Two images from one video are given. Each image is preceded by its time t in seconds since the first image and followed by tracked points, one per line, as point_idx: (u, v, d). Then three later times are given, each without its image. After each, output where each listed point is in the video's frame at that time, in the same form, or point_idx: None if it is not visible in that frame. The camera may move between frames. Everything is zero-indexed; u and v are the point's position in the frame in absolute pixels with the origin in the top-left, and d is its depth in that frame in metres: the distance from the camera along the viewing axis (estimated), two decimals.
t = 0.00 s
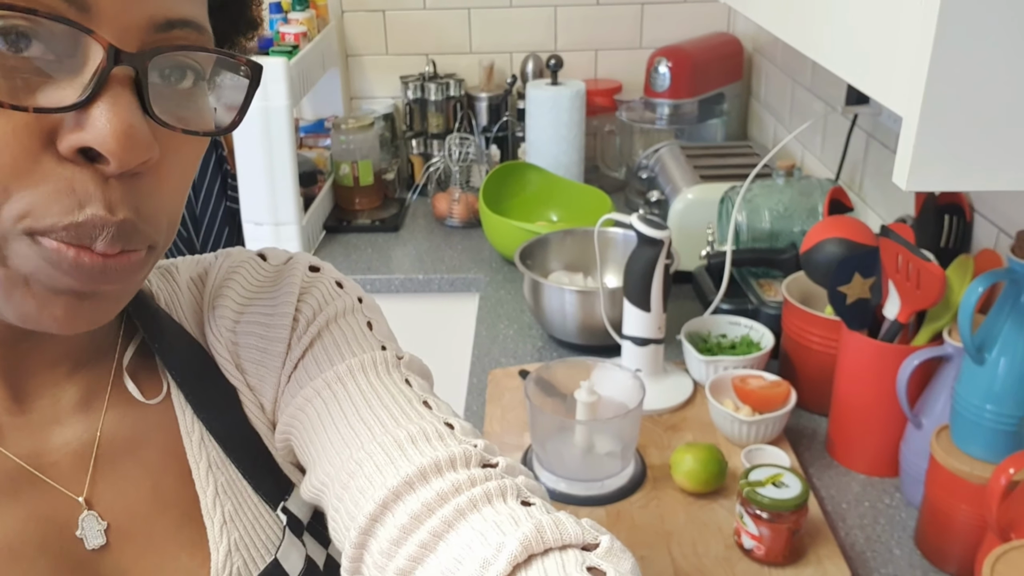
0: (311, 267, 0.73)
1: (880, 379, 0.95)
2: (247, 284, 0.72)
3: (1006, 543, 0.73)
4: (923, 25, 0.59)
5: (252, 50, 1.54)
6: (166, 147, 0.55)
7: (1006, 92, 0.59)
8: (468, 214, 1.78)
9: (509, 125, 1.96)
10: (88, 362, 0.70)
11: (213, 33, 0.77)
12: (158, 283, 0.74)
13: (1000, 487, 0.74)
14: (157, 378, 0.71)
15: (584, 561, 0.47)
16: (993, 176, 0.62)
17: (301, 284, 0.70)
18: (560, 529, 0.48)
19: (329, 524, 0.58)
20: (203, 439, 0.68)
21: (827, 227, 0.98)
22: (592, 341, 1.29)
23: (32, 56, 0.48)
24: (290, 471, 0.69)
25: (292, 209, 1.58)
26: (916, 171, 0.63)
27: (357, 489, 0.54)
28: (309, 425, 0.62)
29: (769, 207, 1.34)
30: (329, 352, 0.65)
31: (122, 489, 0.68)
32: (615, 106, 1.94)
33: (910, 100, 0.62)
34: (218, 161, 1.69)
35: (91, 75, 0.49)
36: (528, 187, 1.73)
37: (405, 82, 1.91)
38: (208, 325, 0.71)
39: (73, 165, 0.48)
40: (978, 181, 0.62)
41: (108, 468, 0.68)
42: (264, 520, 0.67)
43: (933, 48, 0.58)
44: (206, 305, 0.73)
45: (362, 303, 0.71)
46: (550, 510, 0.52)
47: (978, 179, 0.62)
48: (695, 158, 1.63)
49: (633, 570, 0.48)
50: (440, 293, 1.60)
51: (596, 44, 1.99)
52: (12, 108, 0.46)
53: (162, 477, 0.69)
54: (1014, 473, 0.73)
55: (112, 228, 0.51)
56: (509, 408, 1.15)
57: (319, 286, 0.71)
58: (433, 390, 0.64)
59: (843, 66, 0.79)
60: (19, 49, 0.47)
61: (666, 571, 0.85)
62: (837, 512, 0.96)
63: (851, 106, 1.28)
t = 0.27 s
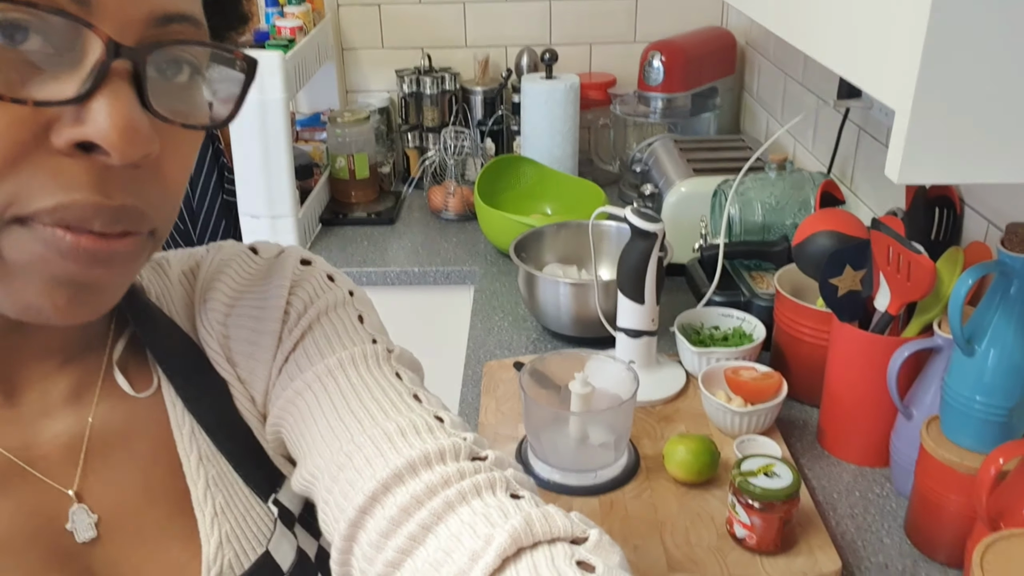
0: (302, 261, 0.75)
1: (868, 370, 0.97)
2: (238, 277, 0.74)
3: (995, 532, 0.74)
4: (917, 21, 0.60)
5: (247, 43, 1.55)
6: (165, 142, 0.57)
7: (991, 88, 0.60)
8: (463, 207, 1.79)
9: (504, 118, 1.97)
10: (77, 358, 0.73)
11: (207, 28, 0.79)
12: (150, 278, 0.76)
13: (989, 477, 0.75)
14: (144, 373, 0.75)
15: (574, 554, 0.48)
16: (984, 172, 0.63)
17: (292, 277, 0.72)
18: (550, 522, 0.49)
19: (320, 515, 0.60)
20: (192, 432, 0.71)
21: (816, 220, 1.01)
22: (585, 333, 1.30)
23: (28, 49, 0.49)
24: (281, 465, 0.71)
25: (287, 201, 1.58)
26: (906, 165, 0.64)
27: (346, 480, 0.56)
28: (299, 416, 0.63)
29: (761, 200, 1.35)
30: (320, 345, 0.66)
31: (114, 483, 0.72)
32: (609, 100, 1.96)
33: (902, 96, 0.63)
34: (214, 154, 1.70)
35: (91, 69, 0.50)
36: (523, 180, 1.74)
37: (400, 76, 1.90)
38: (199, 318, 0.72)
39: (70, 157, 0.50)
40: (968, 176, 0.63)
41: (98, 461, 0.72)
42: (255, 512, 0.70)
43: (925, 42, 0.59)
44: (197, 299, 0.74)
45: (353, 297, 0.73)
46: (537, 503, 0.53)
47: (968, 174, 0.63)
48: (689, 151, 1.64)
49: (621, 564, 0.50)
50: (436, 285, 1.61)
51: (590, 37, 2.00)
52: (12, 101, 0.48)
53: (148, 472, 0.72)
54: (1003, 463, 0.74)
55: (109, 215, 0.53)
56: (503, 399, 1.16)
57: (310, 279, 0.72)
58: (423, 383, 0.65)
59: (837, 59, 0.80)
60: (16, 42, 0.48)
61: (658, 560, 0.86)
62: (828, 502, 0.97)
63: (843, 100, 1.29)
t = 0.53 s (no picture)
0: (294, 256, 0.71)
1: (864, 361, 0.97)
2: (230, 272, 0.70)
3: (988, 521, 0.75)
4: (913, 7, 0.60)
5: (242, 35, 1.54)
6: (155, 137, 0.52)
7: (985, 79, 0.61)
8: (458, 199, 1.79)
9: (498, 110, 1.96)
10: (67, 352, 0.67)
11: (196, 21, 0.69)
12: (140, 273, 0.70)
13: (982, 467, 0.76)
14: (138, 369, 0.70)
15: (568, 549, 0.49)
16: (983, 156, 0.63)
17: (284, 273, 0.69)
18: (545, 517, 0.50)
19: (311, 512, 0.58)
20: (186, 429, 0.67)
21: (812, 213, 1.02)
22: (581, 325, 1.30)
23: (16, 43, 0.45)
24: (272, 462, 0.69)
25: (283, 193, 1.58)
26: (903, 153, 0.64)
27: (339, 477, 0.55)
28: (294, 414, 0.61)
29: (756, 191, 1.35)
30: (313, 341, 0.64)
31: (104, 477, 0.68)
32: (604, 92, 1.97)
33: (898, 83, 0.63)
34: (208, 147, 1.70)
35: (80, 62, 0.46)
36: (518, 173, 1.74)
37: (395, 67, 1.91)
38: (191, 314, 0.69)
39: (59, 153, 0.46)
40: (966, 161, 0.63)
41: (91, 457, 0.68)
42: (247, 509, 0.68)
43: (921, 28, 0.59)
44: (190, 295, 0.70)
45: (346, 293, 0.70)
46: (532, 498, 0.53)
47: (965, 159, 0.63)
48: (684, 143, 1.64)
49: (615, 558, 0.51)
50: (431, 278, 1.61)
51: (585, 29, 2.00)
52: None
53: (141, 468, 0.68)
54: (995, 453, 0.75)
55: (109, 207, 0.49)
56: (499, 391, 1.16)
57: (303, 275, 0.69)
58: (416, 380, 0.64)
59: (833, 51, 0.80)
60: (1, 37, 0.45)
61: (655, 550, 0.87)
62: (822, 491, 0.98)
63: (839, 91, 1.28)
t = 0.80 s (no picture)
0: (285, 249, 0.72)
1: (857, 351, 0.97)
2: (220, 266, 0.69)
3: (980, 510, 0.75)
4: None
5: (233, 24, 1.53)
6: (139, 125, 0.51)
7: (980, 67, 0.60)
8: (452, 189, 1.79)
9: (492, 99, 1.95)
10: (54, 346, 0.66)
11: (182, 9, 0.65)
12: (127, 265, 0.70)
13: (975, 456, 0.76)
14: (126, 363, 0.69)
15: (562, 546, 0.49)
16: (976, 147, 0.63)
17: (274, 266, 0.69)
18: (539, 514, 0.50)
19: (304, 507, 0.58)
20: (173, 424, 0.67)
21: (808, 201, 1.01)
22: (575, 315, 1.30)
23: None
24: (263, 456, 0.68)
25: (275, 183, 1.57)
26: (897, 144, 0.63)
27: (332, 472, 0.55)
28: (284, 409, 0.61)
29: (750, 180, 1.35)
30: (304, 335, 0.64)
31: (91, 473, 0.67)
32: (599, 81, 1.97)
33: (893, 72, 0.63)
34: (200, 136, 1.69)
35: (60, 49, 0.45)
36: (512, 162, 1.74)
37: (388, 56, 1.90)
38: (179, 307, 0.68)
39: (42, 142, 0.45)
40: (960, 150, 0.63)
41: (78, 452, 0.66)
42: (237, 504, 0.67)
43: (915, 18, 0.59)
44: (178, 289, 0.69)
45: (337, 286, 0.70)
46: (526, 494, 0.53)
47: (959, 148, 0.63)
48: (678, 133, 1.63)
49: (609, 555, 0.50)
50: (425, 268, 1.61)
51: (579, 18, 1.99)
52: None
53: (129, 462, 0.67)
54: (988, 442, 0.75)
55: (95, 200, 0.48)
56: (493, 380, 1.16)
57: (294, 267, 0.69)
58: (408, 373, 0.64)
59: (828, 39, 0.79)
60: None
61: (649, 539, 0.87)
62: (815, 480, 0.98)
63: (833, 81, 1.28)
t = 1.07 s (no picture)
0: (279, 244, 0.71)
1: (852, 343, 0.98)
2: (213, 261, 0.69)
3: (973, 500, 0.75)
4: None
5: (226, 15, 1.53)
6: (128, 115, 0.50)
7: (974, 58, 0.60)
8: (447, 181, 1.79)
9: (487, 91, 1.94)
10: (46, 341, 0.66)
11: None
12: (119, 260, 0.70)
13: (968, 447, 0.76)
14: (119, 360, 0.68)
15: (559, 544, 0.49)
16: (968, 140, 0.63)
17: (268, 261, 0.69)
18: (535, 511, 0.50)
19: (299, 504, 0.58)
20: (167, 420, 0.66)
21: (802, 193, 1.00)
22: (570, 307, 1.30)
23: None
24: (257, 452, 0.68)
25: (269, 175, 1.56)
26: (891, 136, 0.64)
27: (328, 469, 0.55)
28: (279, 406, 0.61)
29: (745, 172, 1.35)
30: (298, 331, 0.64)
31: (84, 470, 0.66)
32: (593, 73, 1.94)
33: (887, 64, 0.63)
34: (194, 129, 1.68)
35: (49, 38, 0.44)
36: (506, 154, 1.73)
37: (381, 47, 1.89)
38: (173, 303, 0.68)
39: (34, 135, 0.45)
40: (953, 143, 0.63)
41: (71, 448, 0.66)
42: (232, 500, 0.67)
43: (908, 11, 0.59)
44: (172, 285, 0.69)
45: (332, 281, 0.70)
46: (522, 493, 0.53)
47: (953, 142, 0.63)
48: (673, 125, 1.63)
49: (605, 552, 0.50)
50: (420, 260, 1.61)
51: (573, 10, 1.99)
52: None
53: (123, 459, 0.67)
54: (980, 432, 0.75)
55: (78, 202, 0.48)
56: (488, 373, 1.17)
57: (288, 263, 0.69)
58: (404, 370, 0.65)
59: (823, 31, 0.79)
60: None
61: (644, 531, 0.87)
62: (809, 471, 0.99)
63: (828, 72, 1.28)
